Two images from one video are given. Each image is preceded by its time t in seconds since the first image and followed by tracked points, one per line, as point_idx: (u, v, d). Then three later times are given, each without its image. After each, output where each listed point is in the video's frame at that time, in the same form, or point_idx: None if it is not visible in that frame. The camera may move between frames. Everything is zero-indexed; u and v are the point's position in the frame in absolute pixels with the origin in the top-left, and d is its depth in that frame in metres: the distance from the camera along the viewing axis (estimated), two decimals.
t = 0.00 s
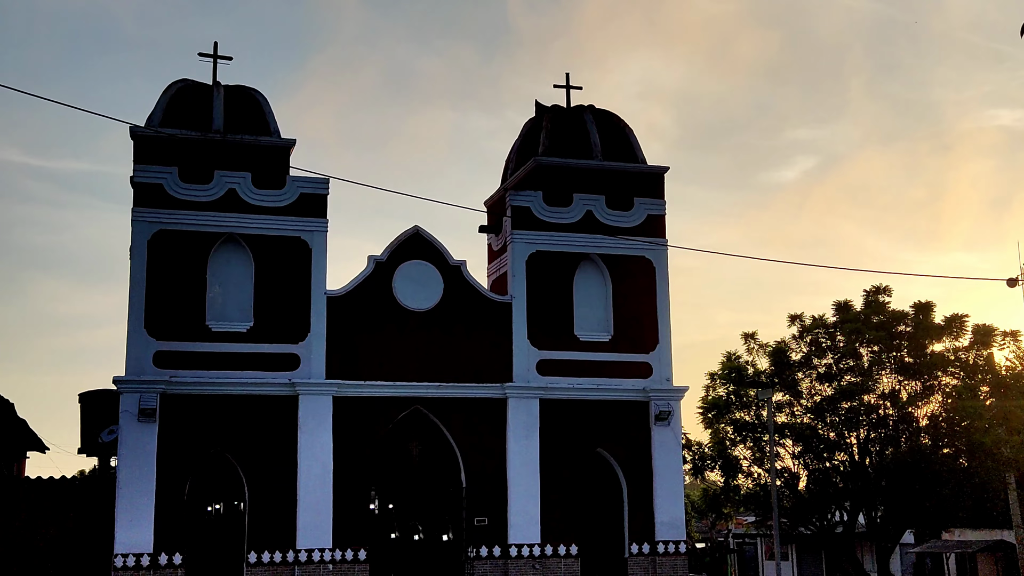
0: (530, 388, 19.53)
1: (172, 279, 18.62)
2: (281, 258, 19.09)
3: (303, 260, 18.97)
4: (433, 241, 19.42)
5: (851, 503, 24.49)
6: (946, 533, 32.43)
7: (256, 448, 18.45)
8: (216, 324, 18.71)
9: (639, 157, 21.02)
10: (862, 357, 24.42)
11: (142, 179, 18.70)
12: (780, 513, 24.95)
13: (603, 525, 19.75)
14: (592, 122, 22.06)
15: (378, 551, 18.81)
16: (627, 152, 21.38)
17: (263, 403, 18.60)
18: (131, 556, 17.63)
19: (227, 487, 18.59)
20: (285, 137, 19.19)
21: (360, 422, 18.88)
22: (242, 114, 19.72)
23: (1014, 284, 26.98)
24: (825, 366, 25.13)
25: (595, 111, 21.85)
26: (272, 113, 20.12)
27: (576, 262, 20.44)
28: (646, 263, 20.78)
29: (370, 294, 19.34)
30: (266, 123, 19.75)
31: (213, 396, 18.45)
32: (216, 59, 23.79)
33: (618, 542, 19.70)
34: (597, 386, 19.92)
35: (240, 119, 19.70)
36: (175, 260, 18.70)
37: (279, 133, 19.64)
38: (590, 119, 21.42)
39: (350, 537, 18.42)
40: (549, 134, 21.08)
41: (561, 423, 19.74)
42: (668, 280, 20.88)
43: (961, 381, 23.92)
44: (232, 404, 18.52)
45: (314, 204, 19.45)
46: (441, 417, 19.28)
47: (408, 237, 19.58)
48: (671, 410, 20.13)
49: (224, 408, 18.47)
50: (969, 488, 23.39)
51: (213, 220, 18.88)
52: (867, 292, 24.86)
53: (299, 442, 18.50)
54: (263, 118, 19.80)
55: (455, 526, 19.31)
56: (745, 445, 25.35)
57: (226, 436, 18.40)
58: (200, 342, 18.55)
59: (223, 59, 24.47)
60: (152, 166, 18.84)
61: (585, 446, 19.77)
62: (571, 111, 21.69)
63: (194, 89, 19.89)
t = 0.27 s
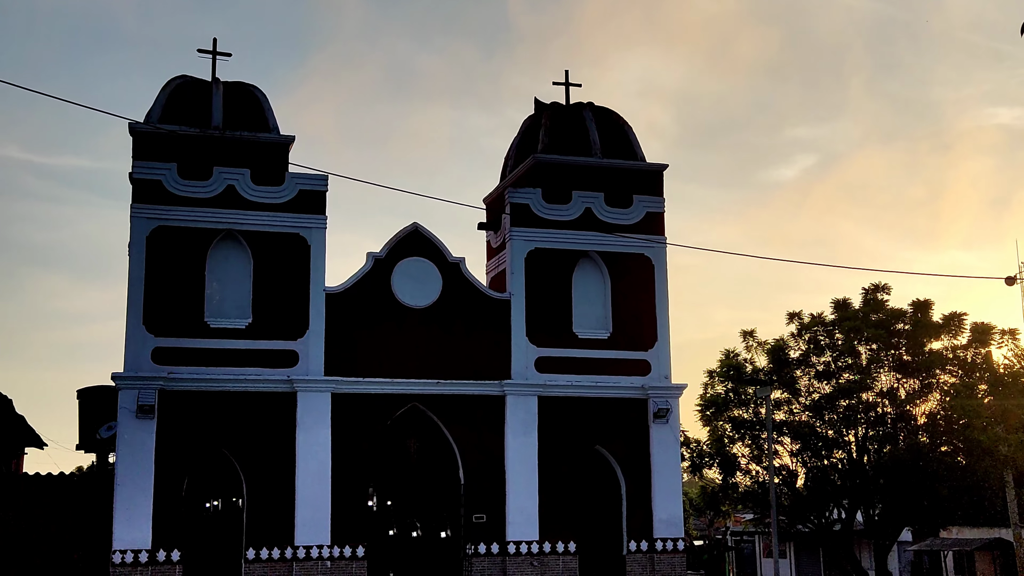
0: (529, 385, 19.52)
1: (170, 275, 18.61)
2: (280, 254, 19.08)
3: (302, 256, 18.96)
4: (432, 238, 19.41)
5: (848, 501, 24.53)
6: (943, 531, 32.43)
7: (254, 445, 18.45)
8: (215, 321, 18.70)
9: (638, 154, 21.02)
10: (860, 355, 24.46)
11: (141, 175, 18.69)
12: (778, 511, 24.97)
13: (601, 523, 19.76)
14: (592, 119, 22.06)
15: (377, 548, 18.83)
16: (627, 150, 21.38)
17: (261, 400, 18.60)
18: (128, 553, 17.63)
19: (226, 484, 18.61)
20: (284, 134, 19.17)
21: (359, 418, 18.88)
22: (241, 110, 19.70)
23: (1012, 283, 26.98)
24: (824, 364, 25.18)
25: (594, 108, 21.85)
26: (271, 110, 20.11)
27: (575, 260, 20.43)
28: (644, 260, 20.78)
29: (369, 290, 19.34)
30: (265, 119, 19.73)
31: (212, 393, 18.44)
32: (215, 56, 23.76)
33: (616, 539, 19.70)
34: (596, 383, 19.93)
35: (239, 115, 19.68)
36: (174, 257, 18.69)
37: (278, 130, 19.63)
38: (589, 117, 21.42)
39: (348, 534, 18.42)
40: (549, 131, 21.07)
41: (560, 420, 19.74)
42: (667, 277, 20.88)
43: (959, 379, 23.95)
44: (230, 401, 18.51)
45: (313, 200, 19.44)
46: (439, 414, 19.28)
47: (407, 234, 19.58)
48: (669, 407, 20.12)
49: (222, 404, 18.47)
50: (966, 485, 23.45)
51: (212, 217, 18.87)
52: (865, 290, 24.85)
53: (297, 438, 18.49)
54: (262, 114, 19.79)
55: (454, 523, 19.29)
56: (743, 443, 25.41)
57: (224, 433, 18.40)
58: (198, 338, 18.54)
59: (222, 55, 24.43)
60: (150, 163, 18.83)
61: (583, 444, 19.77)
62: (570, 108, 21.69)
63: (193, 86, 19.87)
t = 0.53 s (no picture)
0: (527, 381, 19.54)
1: (168, 271, 18.61)
2: (278, 251, 19.09)
3: (300, 253, 18.96)
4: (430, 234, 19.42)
5: (846, 497, 24.55)
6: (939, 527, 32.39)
7: (252, 441, 18.47)
8: (213, 316, 18.70)
9: (637, 151, 21.02)
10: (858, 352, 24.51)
11: (139, 171, 18.68)
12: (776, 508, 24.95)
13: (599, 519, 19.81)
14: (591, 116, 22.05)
15: (376, 544, 18.85)
16: (625, 146, 21.38)
17: (260, 395, 18.61)
18: (127, 548, 17.65)
19: (224, 480, 18.65)
20: (283, 130, 19.16)
21: (357, 415, 18.89)
22: (240, 106, 19.70)
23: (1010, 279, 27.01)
24: (822, 361, 25.25)
25: (593, 105, 21.85)
26: (270, 106, 20.10)
27: (573, 256, 20.44)
28: (643, 257, 20.79)
29: (367, 286, 19.35)
30: (264, 115, 19.72)
31: (210, 389, 18.45)
32: (214, 51, 23.75)
33: (614, 536, 19.75)
34: (594, 379, 19.94)
35: (238, 111, 19.67)
36: (172, 253, 18.69)
37: (276, 125, 19.62)
38: (588, 113, 21.42)
39: (346, 531, 18.44)
40: (547, 127, 21.07)
41: (558, 417, 19.76)
42: (665, 274, 20.89)
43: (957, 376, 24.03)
44: (228, 397, 18.52)
45: (311, 196, 19.44)
46: (438, 410, 19.30)
47: (405, 231, 19.58)
48: (667, 403, 20.14)
49: (220, 400, 18.47)
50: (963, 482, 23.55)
51: (210, 212, 18.86)
52: (863, 286, 24.84)
53: (296, 434, 18.52)
54: (261, 110, 19.78)
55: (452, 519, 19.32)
56: (741, 439, 25.44)
57: (223, 429, 18.42)
58: (196, 334, 18.54)
59: (220, 50, 24.41)
60: (148, 158, 18.82)
61: (581, 440, 19.80)
62: (569, 105, 21.69)
63: (192, 82, 19.86)
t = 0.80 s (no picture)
0: (524, 372, 20.40)
1: (181, 267, 19.46)
2: (286, 248, 19.95)
3: (306, 250, 19.83)
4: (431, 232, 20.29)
5: (828, 483, 25.49)
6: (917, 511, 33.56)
7: (261, 429, 19.34)
8: (223, 310, 19.58)
9: (628, 153, 21.89)
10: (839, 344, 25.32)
11: (153, 171, 19.53)
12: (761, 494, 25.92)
13: (593, 504, 20.71)
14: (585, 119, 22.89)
15: (379, 527, 19.77)
16: (617, 148, 22.25)
17: (268, 385, 19.47)
18: (142, 531, 18.53)
19: (234, 467, 19.53)
20: (290, 132, 20.04)
21: (360, 403, 19.76)
22: (249, 110, 20.56)
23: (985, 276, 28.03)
24: (805, 353, 26.05)
25: (587, 109, 22.71)
26: (278, 110, 20.97)
27: (568, 253, 21.32)
28: (634, 254, 21.67)
29: (370, 281, 20.21)
30: (271, 118, 20.59)
31: (220, 379, 19.31)
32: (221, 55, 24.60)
33: (607, 520, 20.61)
34: (587, 370, 20.81)
35: (247, 114, 20.54)
36: (184, 249, 19.54)
37: (284, 128, 20.49)
38: (582, 117, 22.30)
39: (351, 515, 19.30)
40: (543, 130, 21.94)
41: (554, 406, 20.64)
42: (655, 270, 21.77)
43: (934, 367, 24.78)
44: (238, 387, 19.39)
45: (317, 195, 20.32)
46: (438, 400, 20.17)
47: (407, 229, 20.45)
48: (657, 393, 21.01)
49: (230, 390, 19.34)
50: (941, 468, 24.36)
51: (220, 211, 19.72)
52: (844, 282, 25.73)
53: (302, 423, 19.38)
54: (269, 114, 20.65)
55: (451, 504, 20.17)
56: (728, 428, 26.28)
57: (233, 418, 19.29)
58: (207, 326, 19.41)
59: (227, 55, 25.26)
60: (161, 159, 19.67)
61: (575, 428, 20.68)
62: (564, 109, 22.56)
63: (203, 86, 20.72)
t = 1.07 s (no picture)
0: (517, 356, 23.29)
1: (218, 265, 22.31)
2: (309, 248, 22.87)
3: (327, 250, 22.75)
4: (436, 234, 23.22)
5: (781, 452, 28.61)
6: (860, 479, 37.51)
7: (288, 405, 22.23)
8: (255, 302, 22.48)
9: (608, 165, 24.87)
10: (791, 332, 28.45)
11: (194, 181, 22.40)
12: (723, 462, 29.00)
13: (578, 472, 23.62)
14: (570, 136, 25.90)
15: (390, 490, 22.56)
16: (599, 161, 25.21)
17: (294, 367, 22.36)
18: (185, 494, 21.37)
19: (265, 438, 22.41)
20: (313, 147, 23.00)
21: (373, 383, 22.67)
22: (277, 128, 23.49)
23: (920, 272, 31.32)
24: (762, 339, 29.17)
25: (573, 127, 25.67)
26: (301, 127, 23.90)
27: (556, 253, 24.23)
28: (614, 253, 24.64)
29: (382, 276, 23.13)
30: (296, 135, 23.52)
31: (253, 362, 22.17)
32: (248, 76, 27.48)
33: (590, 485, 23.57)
34: (573, 355, 23.72)
35: (275, 131, 23.46)
36: (221, 249, 22.40)
37: (307, 143, 23.42)
38: (568, 133, 25.26)
39: (366, 479, 22.18)
40: (534, 145, 24.87)
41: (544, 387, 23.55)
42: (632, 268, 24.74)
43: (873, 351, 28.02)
44: (268, 369, 22.26)
45: (337, 203, 23.26)
46: (442, 381, 23.07)
47: (414, 231, 23.40)
48: (633, 375, 23.97)
49: (261, 371, 22.22)
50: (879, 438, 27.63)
51: (253, 216, 22.60)
52: (795, 278, 28.89)
53: (324, 399, 22.26)
54: (294, 131, 23.58)
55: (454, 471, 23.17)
56: (694, 404, 29.42)
57: (264, 395, 22.17)
58: (241, 316, 22.29)
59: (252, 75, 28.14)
60: (202, 171, 22.54)
61: (562, 406, 23.59)
62: (552, 126, 25.51)
63: (236, 106, 23.62)
